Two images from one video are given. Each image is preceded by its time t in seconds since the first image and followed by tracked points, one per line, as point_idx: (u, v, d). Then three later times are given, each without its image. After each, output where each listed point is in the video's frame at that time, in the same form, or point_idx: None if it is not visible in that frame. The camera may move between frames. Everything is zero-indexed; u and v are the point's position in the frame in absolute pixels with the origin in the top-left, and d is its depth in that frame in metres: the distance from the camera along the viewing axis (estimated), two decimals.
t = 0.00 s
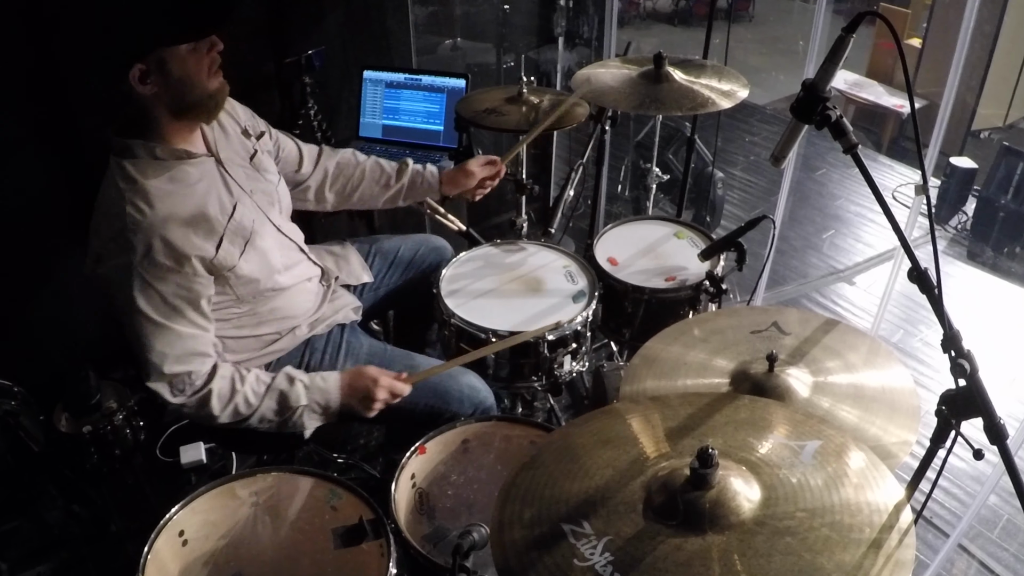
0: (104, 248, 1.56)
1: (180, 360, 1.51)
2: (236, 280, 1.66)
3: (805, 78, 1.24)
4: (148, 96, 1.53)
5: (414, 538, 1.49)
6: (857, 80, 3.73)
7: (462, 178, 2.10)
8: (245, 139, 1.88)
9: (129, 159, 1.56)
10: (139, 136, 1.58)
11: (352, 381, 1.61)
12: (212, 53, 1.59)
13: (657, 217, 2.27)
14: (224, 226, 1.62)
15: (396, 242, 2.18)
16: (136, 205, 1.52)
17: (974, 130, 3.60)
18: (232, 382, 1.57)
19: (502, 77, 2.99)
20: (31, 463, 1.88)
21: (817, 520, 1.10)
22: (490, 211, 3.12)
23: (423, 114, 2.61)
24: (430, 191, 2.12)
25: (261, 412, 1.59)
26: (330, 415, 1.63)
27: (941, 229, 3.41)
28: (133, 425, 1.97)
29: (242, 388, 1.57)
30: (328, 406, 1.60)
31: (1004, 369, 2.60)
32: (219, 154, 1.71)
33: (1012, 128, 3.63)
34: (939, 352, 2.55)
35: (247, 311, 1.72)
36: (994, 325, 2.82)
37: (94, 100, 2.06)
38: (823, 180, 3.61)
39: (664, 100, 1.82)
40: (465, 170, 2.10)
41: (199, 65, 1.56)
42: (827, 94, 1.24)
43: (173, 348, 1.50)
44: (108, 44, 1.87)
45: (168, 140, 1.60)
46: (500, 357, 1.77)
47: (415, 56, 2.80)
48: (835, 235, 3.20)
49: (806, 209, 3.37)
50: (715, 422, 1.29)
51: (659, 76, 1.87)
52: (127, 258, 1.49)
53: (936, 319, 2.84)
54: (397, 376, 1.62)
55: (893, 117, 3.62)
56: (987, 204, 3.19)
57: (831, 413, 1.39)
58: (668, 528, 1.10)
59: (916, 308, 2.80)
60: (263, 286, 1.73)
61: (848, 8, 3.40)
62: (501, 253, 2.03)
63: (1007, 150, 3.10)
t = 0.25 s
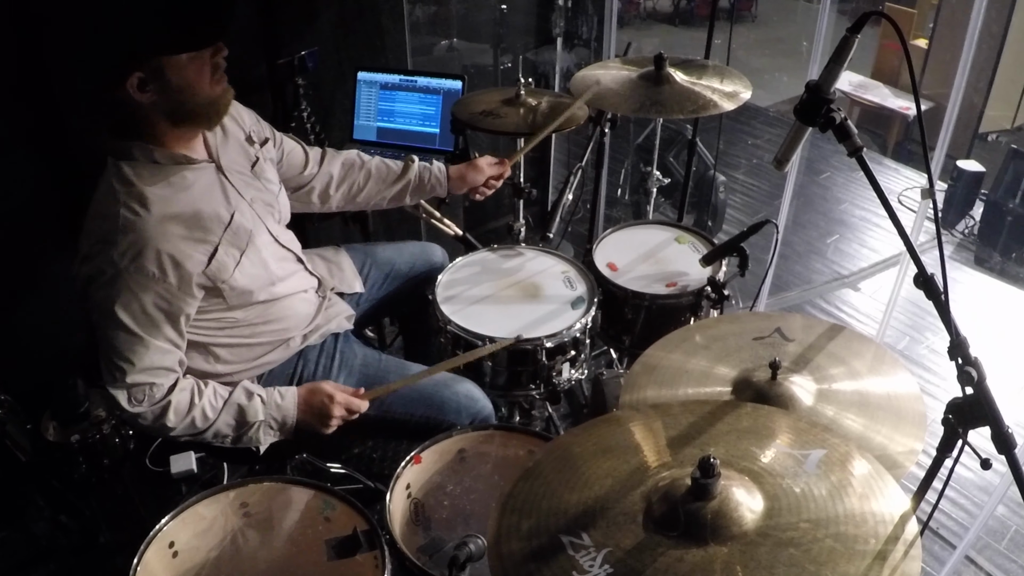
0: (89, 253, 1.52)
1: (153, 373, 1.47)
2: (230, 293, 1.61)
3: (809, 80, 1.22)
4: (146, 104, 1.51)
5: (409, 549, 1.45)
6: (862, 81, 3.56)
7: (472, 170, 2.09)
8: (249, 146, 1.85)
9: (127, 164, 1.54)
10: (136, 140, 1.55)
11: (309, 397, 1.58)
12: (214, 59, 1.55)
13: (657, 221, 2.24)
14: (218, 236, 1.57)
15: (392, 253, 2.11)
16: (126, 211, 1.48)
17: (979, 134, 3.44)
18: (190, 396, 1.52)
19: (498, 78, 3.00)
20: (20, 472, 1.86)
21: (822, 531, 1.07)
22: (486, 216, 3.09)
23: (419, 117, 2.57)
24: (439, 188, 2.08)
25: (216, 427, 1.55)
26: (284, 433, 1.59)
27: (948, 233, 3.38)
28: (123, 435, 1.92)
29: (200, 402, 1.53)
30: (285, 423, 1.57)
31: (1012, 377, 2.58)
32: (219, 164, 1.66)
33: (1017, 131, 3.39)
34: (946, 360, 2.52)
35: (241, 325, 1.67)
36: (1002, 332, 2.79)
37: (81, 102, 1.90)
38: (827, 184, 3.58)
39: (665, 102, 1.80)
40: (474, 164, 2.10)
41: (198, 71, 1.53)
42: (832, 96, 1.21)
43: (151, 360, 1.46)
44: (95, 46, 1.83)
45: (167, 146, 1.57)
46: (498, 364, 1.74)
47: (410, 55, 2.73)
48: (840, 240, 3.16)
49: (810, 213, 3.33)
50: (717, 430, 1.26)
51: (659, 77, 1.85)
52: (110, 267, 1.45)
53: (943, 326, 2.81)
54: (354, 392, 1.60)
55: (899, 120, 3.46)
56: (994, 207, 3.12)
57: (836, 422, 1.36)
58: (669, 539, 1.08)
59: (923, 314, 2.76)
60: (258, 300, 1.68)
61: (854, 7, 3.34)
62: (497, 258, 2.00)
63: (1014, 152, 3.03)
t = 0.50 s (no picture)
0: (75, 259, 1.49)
1: (178, 366, 1.43)
2: (252, 290, 1.59)
3: (813, 81, 1.19)
4: (184, 95, 1.44)
5: (404, 561, 1.41)
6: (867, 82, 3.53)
7: (470, 179, 2.05)
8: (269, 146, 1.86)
9: (156, 151, 1.48)
10: (168, 126, 1.50)
11: (328, 376, 1.56)
12: (258, 58, 1.47)
13: (658, 225, 2.21)
14: (243, 230, 1.54)
15: (391, 265, 2.09)
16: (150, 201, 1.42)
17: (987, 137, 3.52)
18: (212, 387, 1.49)
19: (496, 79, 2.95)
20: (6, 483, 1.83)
21: (827, 543, 1.04)
22: (484, 220, 3.06)
23: (414, 119, 2.56)
24: (438, 200, 2.05)
25: (241, 417, 1.52)
26: (309, 417, 1.56)
27: (955, 239, 3.36)
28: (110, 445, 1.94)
29: (222, 392, 1.49)
30: (308, 408, 1.55)
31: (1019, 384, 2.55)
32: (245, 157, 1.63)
33: None
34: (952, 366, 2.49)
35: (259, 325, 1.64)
36: (1010, 339, 2.76)
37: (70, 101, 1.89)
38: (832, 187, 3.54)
39: (667, 104, 1.77)
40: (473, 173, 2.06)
41: (242, 70, 1.46)
42: (836, 98, 1.18)
43: (175, 353, 1.43)
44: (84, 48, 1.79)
45: (198, 136, 1.52)
46: (495, 373, 1.70)
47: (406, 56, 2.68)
48: (844, 245, 3.13)
49: (815, 217, 3.30)
50: (719, 440, 1.22)
51: (660, 79, 1.82)
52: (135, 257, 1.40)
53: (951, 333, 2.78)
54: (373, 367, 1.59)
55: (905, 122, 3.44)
56: (1003, 211, 3.13)
57: (841, 431, 1.32)
58: (670, 552, 1.05)
59: (929, 321, 2.74)
60: (279, 298, 1.66)
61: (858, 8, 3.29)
62: (495, 264, 1.96)
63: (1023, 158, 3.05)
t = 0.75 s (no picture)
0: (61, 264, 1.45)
1: (215, 355, 1.38)
2: (289, 289, 1.55)
3: (817, 83, 1.16)
4: (251, 83, 1.42)
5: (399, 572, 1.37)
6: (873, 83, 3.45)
7: (471, 187, 2.02)
8: (303, 150, 1.84)
9: (211, 131, 1.44)
10: (223, 109, 1.46)
11: (357, 376, 1.57)
12: (325, 58, 1.47)
13: (658, 231, 2.18)
14: (289, 227, 1.51)
15: (390, 273, 2.06)
16: (197, 176, 1.37)
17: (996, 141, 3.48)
18: (246, 380, 1.45)
19: (493, 81, 2.87)
20: None
21: (832, 555, 1.01)
22: (480, 224, 3.03)
23: (409, 121, 2.53)
24: (439, 208, 2.03)
25: (271, 412, 1.48)
26: (336, 417, 1.55)
27: (962, 244, 3.34)
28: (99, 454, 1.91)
29: (255, 385, 1.46)
30: (334, 408, 1.53)
31: None
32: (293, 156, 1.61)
33: None
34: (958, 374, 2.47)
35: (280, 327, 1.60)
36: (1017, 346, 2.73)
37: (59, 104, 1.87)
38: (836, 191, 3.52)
39: (668, 107, 1.75)
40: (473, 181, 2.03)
41: (311, 68, 1.44)
42: (841, 100, 1.15)
43: (216, 340, 1.37)
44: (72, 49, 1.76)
45: (253, 124, 1.48)
46: (493, 382, 1.67)
47: (401, 57, 2.69)
48: (849, 250, 3.10)
49: (818, 222, 3.27)
50: (721, 450, 1.19)
51: (661, 81, 1.80)
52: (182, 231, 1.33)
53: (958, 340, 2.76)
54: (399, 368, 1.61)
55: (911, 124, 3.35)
56: (1012, 216, 3.10)
57: (846, 440, 1.29)
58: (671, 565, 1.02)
59: (935, 328, 2.72)
60: (305, 302, 1.63)
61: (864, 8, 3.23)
62: (492, 269, 1.93)
63: None
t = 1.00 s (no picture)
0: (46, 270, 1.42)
1: (248, 349, 1.33)
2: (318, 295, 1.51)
3: (822, 84, 1.13)
4: (318, 84, 1.40)
5: None
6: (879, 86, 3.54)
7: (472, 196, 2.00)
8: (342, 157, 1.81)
9: (268, 123, 1.41)
10: (282, 104, 1.43)
11: (375, 380, 1.54)
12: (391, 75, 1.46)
13: (659, 236, 2.16)
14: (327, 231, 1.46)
15: (387, 278, 2.03)
16: (252, 166, 1.33)
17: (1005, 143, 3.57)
18: (273, 376, 1.40)
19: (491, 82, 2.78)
20: None
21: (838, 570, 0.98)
22: (477, 229, 3.00)
23: (404, 124, 2.50)
24: (442, 218, 2.01)
25: (293, 412, 1.43)
26: (353, 421, 1.51)
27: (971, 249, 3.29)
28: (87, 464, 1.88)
29: (281, 383, 1.41)
30: (353, 410, 1.49)
31: None
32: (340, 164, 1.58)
33: None
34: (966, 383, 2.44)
35: (305, 332, 1.56)
36: None
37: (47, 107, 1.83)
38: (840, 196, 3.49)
39: (670, 109, 1.73)
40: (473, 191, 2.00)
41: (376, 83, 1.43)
42: (846, 102, 1.13)
43: (252, 334, 1.33)
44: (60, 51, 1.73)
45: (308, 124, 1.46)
46: (491, 391, 1.64)
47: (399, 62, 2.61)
48: (854, 256, 3.08)
49: (823, 227, 3.25)
50: (723, 460, 1.16)
51: (663, 82, 1.78)
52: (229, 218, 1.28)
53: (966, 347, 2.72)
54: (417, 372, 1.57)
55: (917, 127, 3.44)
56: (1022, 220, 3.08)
57: (851, 450, 1.26)
58: None
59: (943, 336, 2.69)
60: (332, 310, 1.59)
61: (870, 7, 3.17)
62: (489, 276, 1.90)
63: None
